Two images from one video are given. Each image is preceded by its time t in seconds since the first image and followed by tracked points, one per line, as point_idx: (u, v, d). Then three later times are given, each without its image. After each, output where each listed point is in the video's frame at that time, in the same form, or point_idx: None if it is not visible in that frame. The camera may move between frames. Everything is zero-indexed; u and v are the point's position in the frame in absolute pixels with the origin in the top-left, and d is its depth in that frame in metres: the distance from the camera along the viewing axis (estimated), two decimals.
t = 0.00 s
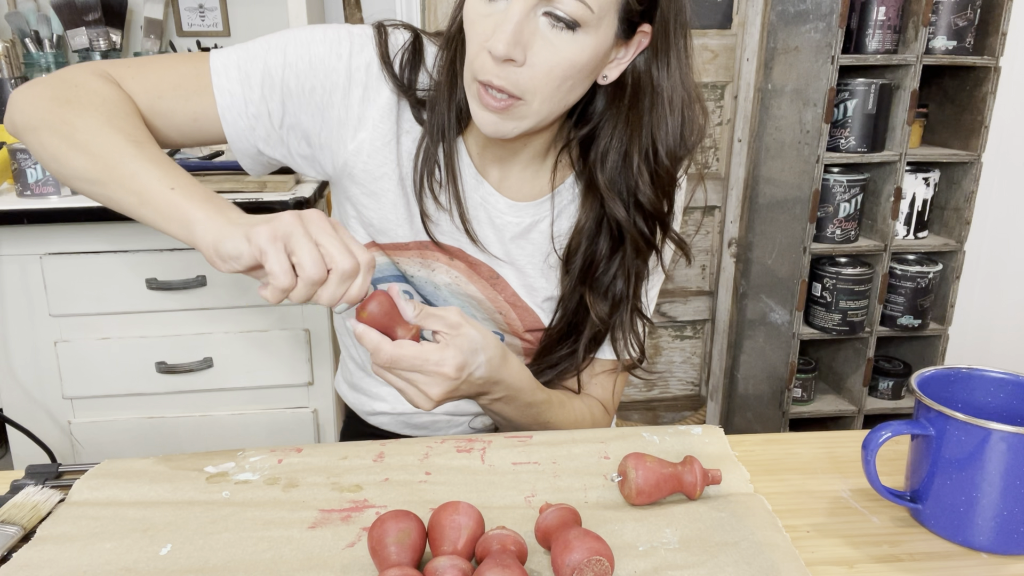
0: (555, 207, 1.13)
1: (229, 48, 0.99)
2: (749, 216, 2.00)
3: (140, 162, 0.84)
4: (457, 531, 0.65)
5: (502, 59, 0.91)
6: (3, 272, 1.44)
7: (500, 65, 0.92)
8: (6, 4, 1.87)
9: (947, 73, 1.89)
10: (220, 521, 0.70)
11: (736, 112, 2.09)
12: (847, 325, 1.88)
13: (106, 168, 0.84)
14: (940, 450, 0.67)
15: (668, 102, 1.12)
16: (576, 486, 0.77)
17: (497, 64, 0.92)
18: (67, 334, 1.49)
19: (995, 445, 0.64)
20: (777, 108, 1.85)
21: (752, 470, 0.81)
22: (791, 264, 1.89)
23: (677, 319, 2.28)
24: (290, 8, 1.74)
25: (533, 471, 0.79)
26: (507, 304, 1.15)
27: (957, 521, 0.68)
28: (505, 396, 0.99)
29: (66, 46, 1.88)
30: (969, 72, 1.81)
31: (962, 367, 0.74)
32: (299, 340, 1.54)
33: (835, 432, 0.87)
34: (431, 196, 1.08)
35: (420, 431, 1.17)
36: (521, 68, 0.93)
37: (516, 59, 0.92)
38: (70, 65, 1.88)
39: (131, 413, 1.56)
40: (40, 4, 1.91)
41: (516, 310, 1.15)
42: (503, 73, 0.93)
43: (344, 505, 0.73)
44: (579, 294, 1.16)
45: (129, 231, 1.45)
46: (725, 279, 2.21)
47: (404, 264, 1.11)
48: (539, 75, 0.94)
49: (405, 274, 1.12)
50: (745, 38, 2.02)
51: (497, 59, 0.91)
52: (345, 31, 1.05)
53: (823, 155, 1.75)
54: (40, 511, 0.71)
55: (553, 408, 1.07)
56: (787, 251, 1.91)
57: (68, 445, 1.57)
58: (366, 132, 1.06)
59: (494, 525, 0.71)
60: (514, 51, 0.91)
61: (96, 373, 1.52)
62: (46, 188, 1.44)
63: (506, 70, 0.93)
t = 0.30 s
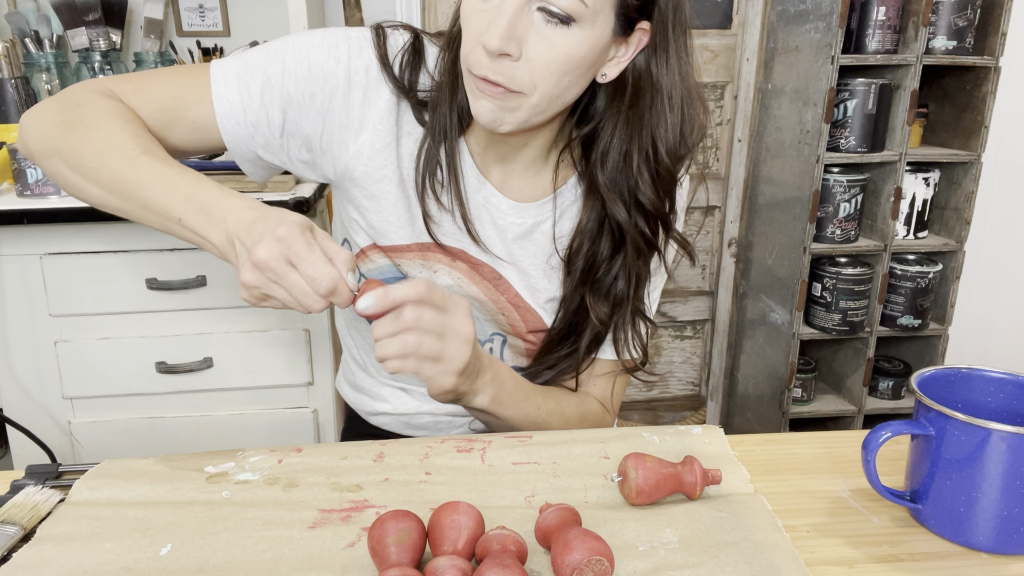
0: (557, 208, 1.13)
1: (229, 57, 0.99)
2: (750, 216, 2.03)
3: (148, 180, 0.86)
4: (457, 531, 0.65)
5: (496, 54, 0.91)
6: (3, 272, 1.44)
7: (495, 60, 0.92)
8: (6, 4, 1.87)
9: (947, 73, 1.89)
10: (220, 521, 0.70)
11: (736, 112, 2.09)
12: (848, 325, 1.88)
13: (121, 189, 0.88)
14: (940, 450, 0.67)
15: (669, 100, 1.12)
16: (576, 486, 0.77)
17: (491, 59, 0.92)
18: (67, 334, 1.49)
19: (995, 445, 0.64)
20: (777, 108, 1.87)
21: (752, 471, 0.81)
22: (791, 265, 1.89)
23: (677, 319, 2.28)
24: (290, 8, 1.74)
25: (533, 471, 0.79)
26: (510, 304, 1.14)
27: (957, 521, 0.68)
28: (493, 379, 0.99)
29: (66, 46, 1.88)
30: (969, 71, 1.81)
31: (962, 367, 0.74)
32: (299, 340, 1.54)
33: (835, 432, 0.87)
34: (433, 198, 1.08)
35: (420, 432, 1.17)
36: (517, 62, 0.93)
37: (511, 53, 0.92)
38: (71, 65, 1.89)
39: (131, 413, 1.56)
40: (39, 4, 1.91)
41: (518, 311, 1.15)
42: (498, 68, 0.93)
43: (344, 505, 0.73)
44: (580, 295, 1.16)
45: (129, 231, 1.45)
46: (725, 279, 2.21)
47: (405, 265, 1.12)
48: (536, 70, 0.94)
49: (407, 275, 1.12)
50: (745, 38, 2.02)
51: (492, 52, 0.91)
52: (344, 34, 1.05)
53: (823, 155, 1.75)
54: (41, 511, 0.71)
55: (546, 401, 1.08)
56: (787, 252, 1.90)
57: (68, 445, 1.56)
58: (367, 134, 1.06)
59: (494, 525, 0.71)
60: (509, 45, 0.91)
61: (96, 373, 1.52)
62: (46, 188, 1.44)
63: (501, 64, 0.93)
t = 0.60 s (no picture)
0: (557, 201, 1.11)
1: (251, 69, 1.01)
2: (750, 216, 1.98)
3: (152, 194, 0.87)
4: (457, 531, 0.65)
5: (441, 13, 0.89)
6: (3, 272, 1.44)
7: (441, 19, 0.89)
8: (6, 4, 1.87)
9: (947, 73, 1.89)
10: (220, 521, 0.70)
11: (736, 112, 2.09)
12: (847, 325, 1.88)
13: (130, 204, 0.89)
14: (940, 450, 0.67)
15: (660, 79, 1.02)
16: (576, 486, 0.77)
17: (440, 20, 0.89)
18: (67, 334, 1.50)
19: (995, 445, 0.64)
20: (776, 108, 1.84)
21: (752, 470, 0.81)
22: (791, 264, 1.89)
23: (677, 319, 2.28)
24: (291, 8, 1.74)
25: (533, 471, 0.79)
26: (510, 294, 1.14)
27: (957, 521, 0.68)
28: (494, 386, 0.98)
29: (66, 46, 1.89)
30: (969, 71, 1.81)
31: (962, 367, 0.74)
32: (299, 340, 1.54)
33: (835, 432, 0.87)
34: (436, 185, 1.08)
35: (419, 430, 1.18)
36: (464, 23, 0.88)
37: (455, 12, 0.88)
38: (71, 66, 1.89)
39: (131, 413, 1.56)
40: (39, 4, 1.91)
41: (518, 302, 1.15)
42: (445, 29, 0.89)
43: (344, 505, 0.73)
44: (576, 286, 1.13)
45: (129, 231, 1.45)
46: (725, 279, 2.21)
47: (408, 255, 1.11)
48: (484, 33, 0.88)
49: (411, 264, 1.12)
50: (746, 38, 2.02)
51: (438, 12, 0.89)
52: (352, 29, 1.06)
53: (823, 155, 1.75)
54: (41, 511, 0.71)
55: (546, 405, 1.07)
56: (787, 251, 1.90)
57: (68, 445, 1.56)
58: (377, 127, 1.07)
59: (494, 525, 0.71)
60: (450, 2, 0.87)
61: (96, 373, 1.52)
62: (46, 188, 1.44)
63: (447, 24, 0.89)
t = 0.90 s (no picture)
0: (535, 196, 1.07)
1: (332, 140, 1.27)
2: (750, 215, 2.03)
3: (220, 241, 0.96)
4: (457, 531, 0.65)
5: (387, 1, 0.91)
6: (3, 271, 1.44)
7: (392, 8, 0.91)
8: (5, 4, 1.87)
9: (947, 73, 1.89)
10: (220, 521, 0.70)
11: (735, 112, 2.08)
12: (847, 325, 1.88)
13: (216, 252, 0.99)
14: (940, 450, 0.67)
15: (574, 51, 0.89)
16: (576, 486, 0.77)
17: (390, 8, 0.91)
18: (66, 334, 1.50)
19: (995, 445, 0.64)
20: (777, 108, 1.87)
21: (752, 470, 0.81)
22: (791, 264, 1.89)
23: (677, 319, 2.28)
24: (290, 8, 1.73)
25: (533, 471, 0.79)
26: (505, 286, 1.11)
27: (957, 521, 0.68)
28: (494, 380, 0.93)
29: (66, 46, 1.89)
30: (969, 71, 1.81)
31: (962, 367, 0.74)
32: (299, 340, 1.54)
33: (835, 432, 0.87)
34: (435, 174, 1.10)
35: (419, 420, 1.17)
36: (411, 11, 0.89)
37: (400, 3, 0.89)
38: (70, 66, 1.90)
39: (131, 413, 1.56)
40: (38, 3, 1.90)
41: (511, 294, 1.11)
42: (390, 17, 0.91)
43: (344, 505, 0.73)
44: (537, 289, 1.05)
45: (128, 231, 1.45)
46: (725, 279, 2.21)
47: (404, 248, 1.13)
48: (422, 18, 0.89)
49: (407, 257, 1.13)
50: (745, 38, 2.02)
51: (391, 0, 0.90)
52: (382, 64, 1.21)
53: (823, 155, 1.75)
54: (41, 511, 0.71)
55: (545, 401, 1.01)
56: (786, 251, 1.91)
57: (68, 445, 1.56)
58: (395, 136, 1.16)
59: (494, 525, 0.71)
60: None
61: (96, 372, 1.52)
62: (46, 188, 1.44)
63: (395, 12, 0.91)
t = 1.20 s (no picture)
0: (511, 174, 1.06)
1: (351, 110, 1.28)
2: (750, 216, 2.03)
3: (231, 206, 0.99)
4: (457, 531, 0.65)
5: None
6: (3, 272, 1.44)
7: None
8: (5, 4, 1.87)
9: (947, 73, 1.88)
10: (220, 521, 0.70)
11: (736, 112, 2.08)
12: (847, 325, 1.88)
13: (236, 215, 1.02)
14: (940, 450, 0.67)
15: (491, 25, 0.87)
16: (576, 486, 0.77)
17: None
18: (67, 334, 1.50)
19: (995, 445, 0.64)
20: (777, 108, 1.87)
21: (752, 471, 0.81)
22: (791, 264, 1.89)
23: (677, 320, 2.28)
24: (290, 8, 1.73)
25: (533, 472, 0.79)
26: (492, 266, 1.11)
27: (957, 521, 0.68)
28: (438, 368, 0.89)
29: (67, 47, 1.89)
30: (969, 72, 1.81)
31: (962, 367, 0.74)
32: (298, 340, 1.54)
33: (835, 432, 0.87)
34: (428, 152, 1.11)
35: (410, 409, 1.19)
36: None
37: None
38: (70, 66, 1.89)
39: (131, 413, 1.56)
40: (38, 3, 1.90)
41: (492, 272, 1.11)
42: None
43: (345, 505, 0.73)
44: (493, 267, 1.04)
45: (128, 231, 1.45)
46: (726, 279, 2.21)
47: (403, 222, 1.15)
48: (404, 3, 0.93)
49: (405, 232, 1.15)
50: (746, 38, 2.01)
51: None
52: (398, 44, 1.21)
53: (823, 155, 1.75)
54: (40, 511, 0.71)
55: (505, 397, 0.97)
56: (787, 251, 1.91)
57: (68, 445, 1.56)
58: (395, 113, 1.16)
59: (494, 525, 0.71)
60: None
61: (97, 372, 1.52)
62: (45, 188, 1.44)
63: None
